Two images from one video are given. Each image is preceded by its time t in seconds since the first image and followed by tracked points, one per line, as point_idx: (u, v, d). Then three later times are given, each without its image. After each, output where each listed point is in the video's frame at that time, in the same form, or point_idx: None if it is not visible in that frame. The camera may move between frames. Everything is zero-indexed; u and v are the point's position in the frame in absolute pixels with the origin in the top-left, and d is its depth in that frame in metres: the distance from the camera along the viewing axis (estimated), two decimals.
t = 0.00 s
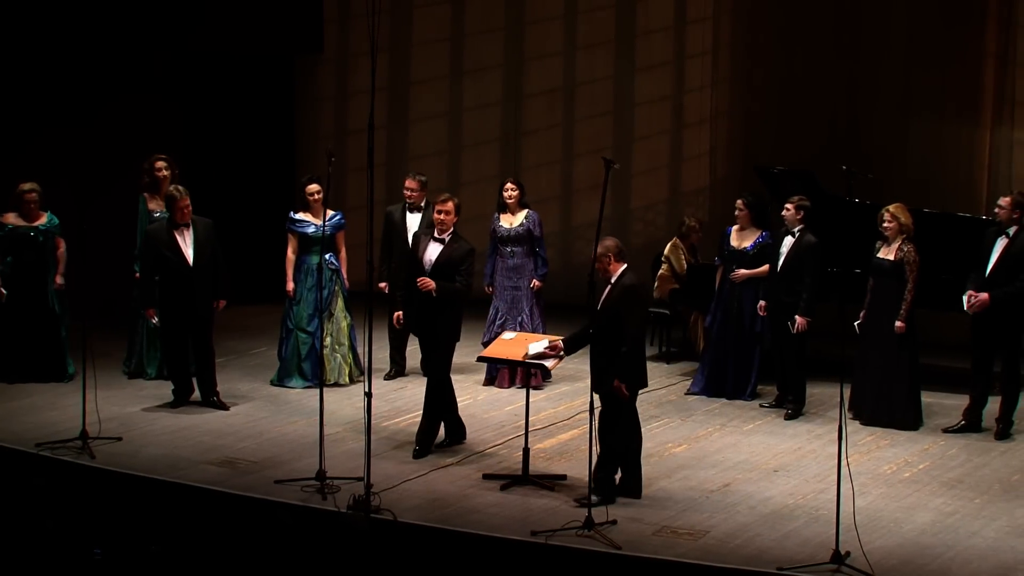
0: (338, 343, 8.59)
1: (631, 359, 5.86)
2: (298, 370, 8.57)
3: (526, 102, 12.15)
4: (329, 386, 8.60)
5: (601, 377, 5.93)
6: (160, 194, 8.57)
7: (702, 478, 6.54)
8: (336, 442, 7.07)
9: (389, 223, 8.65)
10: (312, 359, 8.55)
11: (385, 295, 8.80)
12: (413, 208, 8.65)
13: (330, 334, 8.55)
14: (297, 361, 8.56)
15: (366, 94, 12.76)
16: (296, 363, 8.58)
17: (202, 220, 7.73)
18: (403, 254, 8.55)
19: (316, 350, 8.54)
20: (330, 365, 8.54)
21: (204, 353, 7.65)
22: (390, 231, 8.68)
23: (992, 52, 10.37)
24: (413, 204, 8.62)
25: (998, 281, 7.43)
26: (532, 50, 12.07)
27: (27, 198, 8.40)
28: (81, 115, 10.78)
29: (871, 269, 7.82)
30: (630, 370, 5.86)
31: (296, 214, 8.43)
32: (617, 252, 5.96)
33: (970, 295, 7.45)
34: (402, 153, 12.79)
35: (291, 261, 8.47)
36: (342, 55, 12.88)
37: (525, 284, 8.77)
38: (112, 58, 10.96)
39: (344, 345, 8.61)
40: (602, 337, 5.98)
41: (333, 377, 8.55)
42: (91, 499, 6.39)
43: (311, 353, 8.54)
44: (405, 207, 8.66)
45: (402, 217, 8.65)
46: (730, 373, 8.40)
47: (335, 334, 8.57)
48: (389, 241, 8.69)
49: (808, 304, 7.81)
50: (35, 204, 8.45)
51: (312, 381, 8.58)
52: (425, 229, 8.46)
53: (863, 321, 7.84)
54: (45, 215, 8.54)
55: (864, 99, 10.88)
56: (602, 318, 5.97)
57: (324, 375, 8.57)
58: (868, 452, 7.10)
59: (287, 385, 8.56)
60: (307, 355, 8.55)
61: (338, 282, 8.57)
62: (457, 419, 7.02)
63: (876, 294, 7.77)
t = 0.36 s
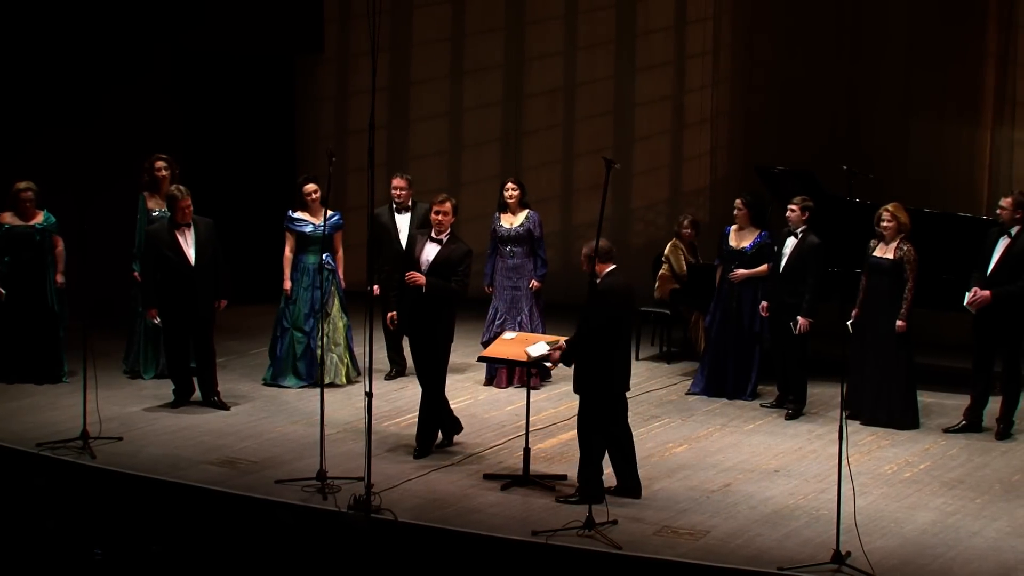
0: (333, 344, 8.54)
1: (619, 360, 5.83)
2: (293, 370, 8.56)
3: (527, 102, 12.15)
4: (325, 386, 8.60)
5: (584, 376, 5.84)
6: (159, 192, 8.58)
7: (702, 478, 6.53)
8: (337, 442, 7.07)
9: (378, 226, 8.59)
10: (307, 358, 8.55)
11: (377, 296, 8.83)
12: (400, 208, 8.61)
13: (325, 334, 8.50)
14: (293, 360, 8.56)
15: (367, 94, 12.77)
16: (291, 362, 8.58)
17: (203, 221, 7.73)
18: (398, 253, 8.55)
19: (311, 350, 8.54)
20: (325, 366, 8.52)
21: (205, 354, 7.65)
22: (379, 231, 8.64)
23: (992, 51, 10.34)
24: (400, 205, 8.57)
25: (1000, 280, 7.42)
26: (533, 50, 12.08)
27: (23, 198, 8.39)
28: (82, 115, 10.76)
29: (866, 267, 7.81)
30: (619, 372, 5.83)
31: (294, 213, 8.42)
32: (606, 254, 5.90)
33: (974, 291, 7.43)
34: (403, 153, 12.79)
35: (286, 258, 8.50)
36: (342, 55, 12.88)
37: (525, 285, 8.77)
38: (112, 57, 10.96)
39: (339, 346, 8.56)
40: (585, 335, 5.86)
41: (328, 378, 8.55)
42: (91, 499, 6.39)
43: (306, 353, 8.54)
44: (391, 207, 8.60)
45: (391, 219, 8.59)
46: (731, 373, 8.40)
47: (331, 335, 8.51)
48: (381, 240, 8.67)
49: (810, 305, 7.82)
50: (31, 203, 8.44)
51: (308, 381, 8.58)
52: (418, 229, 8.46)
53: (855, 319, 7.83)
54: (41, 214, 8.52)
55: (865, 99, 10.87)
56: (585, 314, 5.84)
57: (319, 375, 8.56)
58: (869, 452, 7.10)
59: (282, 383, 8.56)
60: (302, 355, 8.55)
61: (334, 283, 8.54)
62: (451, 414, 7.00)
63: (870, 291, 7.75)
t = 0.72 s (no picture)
0: (325, 344, 8.54)
1: (608, 360, 5.85)
2: (285, 369, 8.59)
3: (528, 102, 12.15)
4: (315, 387, 8.59)
5: (571, 378, 5.85)
6: (155, 191, 8.58)
7: (702, 478, 6.54)
8: (337, 442, 7.08)
9: (377, 227, 8.60)
10: (298, 358, 8.57)
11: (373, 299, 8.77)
12: (397, 209, 8.66)
13: (317, 334, 8.51)
14: (285, 360, 8.59)
15: (367, 94, 12.78)
16: (284, 362, 8.61)
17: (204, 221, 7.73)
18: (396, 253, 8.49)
19: (303, 350, 8.55)
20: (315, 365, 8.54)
21: (206, 354, 7.66)
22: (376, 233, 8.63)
23: (993, 52, 10.28)
24: (397, 204, 8.62)
25: (1005, 281, 7.37)
26: (533, 50, 12.08)
27: (22, 199, 8.39)
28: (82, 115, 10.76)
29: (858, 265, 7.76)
30: (608, 374, 5.85)
31: (293, 212, 8.41)
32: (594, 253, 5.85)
33: (980, 291, 7.40)
34: (403, 153, 12.79)
35: (285, 258, 8.50)
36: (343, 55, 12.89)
37: (524, 286, 8.76)
38: (113, 57, 10.95)
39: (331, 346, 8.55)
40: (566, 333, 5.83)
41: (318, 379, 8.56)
42: (92, 500, 6.39)
43: (298, 353, 8.56)
44: (388, 209, 8.65)
45: (388, 219, 8.62)
46: (731, 373, 8.41)
47: (322, 335, 8.51)
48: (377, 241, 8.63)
49: (815, 306, 7.86)
50: (30, 203, 8.44)
51: (298, 381, 8.58)
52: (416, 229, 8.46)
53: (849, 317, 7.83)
54: (41, 214, 8.52)
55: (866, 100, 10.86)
56: (562, 314, 5.82)
57: (310, 375, 8.57)
58: (870, 452, 7.10)
59: (273, 382, 8.60)
60: (294, 354, 8.57)
61: (331, 283, 8.50)
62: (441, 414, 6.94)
63: (862, 288, 7.71)
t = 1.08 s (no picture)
0: (319, 345, 8.52)
1: (610, 361, 5.84)
2: (280, 368, 8.61)
3: (528, 102, 12.15)
4: (307, 387, 8.57)
5: (567, 380, 5.83)
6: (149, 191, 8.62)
7: (702, 478, 6.54)
8: (337, 442, 7.08)
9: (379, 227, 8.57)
10: (292, 358, 8.57)
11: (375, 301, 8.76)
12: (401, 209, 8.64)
13: (311, 334, 8.50)
14: (280, 359, 8.61)
15: (367, 95, 12.78)
16: (280, 361, 8.63)
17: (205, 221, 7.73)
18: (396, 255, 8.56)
19: (297, 350, 8.55)
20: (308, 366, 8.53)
21: (206, 354, 7.66)
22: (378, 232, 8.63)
23: (993, 52, 10.28)
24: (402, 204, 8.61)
25: (1005, 283, 7.37)
26: (534, 49, 12.08)
27: (23, 199, 8.40)
28: (82, 114, 10.76)
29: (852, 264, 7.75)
30: (610, 373, 5.84)
31: (292, 212, 8.42)
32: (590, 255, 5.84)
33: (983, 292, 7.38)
34: (403, 153, 12.79)
35: (285, 258, 8.51)
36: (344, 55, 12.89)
37: (521, 286, 8.75)
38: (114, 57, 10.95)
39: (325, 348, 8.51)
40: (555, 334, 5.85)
41: (310, 379, 8.55)
42: (92, 501, 6.38)
43: (292, 353, 8.57)
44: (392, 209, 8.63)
45: (392, 219, 8.60)
46: (731, 373, 8.41)
47: (315, 336, 8.50)
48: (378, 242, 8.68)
49: (817, 306, 7.84)
50: (31, 203, 8.46)
51: (292, 381, 8.58)
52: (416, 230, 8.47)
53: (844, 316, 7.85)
54: (42, 214, 8.53)
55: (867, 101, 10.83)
56: (552, 315, 5.82)
57: (303, 375, 8.56)
58: (870, 452, 7.10)
59: (269, 381, 8.63)
60: (288, 354, 8.58)
61: (328, 283, 8.46)
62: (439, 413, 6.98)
63: (857, 288, 7.70)
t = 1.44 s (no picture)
0: (316, 345, 8.51)
1: (612, 362, 5.84)
2: (280, 368, 8.64)
3: (529, 102, 12.15)
4: (304, 387, 8.55)
5: (569, 380, 5.83)
6: (142, 192, 8.64)
7: (702, 478, 6.54)
8: (338, 442, 7.08)
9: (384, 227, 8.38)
10: (290, 358, 8.58)
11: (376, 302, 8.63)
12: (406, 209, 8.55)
13: (308, 334, 8.50)
14: (280, 359, 8.64)
15: (367, 95, 12.78)
16: (280, 361, 8.66)
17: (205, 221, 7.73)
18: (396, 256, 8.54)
19: (294, 350, 8.56)
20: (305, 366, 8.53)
21: (206, 354, 7.66)
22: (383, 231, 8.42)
23: (993, 52, 10.28)
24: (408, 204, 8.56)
25: (1000, 283, 7.39)
26: (534, 49, 12.08)
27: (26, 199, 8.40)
28: (82, 113, 10.76)
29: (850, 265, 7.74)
30: (613, 373, 5.84)
31: (293, 212, 8.41)
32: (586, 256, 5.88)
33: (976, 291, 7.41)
34: (403, 153, 12.78)
35: (286, 257, 8.53)
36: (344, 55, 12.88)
37: (520, 286, 8.75)
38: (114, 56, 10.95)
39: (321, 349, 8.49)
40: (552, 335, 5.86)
41: (307, 379, 8.53)
42: (92, 501, 6.38)
43: (290, 353, 8.58)
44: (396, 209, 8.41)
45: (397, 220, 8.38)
46: (731, 373, 8.42)
47: (312, 336, 8.50)
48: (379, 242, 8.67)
49: (817, 307, 7.84)
50: (33, 203, 8.46)
51: (289, 380, 8.58)
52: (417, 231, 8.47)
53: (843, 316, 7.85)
54: (43, 214, 8.52)
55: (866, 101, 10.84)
56: (548, 318, 5.82)
57: (300, 375, 8.55)
58: (870, 452, 7.10)
59: (269, 380, 8.66)
60: (287, 354, 8.60)
61: (326, 285, 8.44)
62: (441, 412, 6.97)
63: (853, 288, 7.69)
